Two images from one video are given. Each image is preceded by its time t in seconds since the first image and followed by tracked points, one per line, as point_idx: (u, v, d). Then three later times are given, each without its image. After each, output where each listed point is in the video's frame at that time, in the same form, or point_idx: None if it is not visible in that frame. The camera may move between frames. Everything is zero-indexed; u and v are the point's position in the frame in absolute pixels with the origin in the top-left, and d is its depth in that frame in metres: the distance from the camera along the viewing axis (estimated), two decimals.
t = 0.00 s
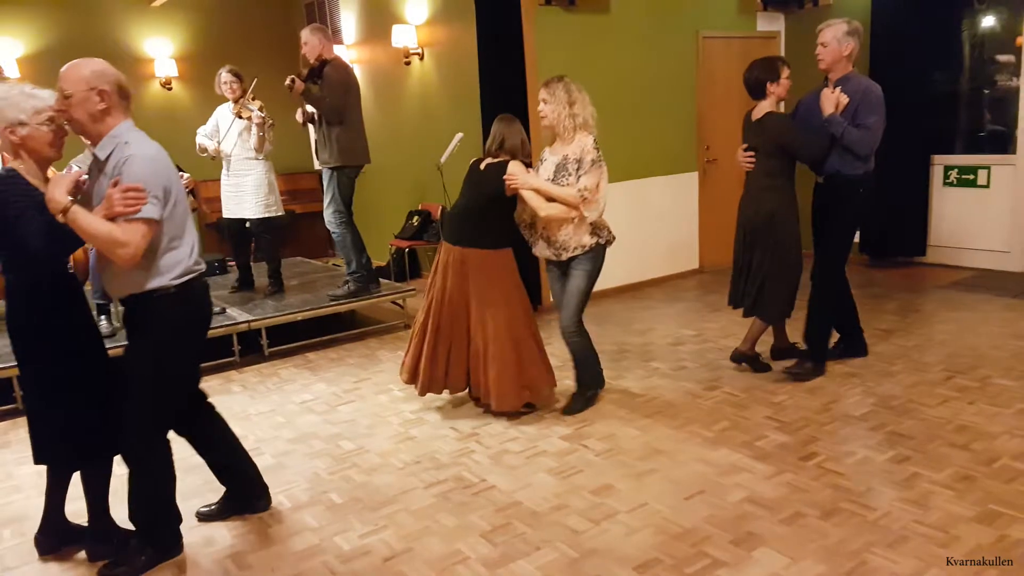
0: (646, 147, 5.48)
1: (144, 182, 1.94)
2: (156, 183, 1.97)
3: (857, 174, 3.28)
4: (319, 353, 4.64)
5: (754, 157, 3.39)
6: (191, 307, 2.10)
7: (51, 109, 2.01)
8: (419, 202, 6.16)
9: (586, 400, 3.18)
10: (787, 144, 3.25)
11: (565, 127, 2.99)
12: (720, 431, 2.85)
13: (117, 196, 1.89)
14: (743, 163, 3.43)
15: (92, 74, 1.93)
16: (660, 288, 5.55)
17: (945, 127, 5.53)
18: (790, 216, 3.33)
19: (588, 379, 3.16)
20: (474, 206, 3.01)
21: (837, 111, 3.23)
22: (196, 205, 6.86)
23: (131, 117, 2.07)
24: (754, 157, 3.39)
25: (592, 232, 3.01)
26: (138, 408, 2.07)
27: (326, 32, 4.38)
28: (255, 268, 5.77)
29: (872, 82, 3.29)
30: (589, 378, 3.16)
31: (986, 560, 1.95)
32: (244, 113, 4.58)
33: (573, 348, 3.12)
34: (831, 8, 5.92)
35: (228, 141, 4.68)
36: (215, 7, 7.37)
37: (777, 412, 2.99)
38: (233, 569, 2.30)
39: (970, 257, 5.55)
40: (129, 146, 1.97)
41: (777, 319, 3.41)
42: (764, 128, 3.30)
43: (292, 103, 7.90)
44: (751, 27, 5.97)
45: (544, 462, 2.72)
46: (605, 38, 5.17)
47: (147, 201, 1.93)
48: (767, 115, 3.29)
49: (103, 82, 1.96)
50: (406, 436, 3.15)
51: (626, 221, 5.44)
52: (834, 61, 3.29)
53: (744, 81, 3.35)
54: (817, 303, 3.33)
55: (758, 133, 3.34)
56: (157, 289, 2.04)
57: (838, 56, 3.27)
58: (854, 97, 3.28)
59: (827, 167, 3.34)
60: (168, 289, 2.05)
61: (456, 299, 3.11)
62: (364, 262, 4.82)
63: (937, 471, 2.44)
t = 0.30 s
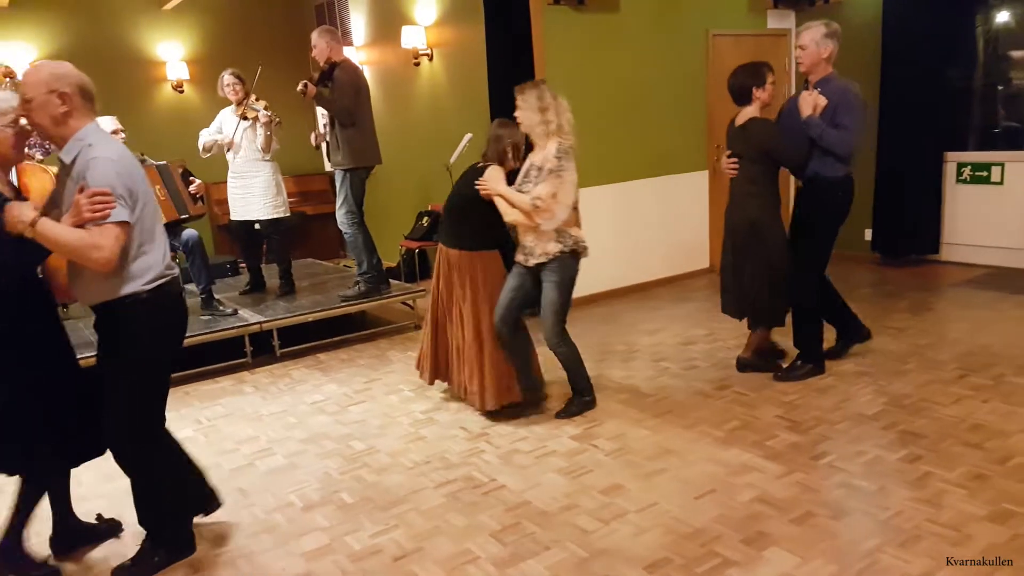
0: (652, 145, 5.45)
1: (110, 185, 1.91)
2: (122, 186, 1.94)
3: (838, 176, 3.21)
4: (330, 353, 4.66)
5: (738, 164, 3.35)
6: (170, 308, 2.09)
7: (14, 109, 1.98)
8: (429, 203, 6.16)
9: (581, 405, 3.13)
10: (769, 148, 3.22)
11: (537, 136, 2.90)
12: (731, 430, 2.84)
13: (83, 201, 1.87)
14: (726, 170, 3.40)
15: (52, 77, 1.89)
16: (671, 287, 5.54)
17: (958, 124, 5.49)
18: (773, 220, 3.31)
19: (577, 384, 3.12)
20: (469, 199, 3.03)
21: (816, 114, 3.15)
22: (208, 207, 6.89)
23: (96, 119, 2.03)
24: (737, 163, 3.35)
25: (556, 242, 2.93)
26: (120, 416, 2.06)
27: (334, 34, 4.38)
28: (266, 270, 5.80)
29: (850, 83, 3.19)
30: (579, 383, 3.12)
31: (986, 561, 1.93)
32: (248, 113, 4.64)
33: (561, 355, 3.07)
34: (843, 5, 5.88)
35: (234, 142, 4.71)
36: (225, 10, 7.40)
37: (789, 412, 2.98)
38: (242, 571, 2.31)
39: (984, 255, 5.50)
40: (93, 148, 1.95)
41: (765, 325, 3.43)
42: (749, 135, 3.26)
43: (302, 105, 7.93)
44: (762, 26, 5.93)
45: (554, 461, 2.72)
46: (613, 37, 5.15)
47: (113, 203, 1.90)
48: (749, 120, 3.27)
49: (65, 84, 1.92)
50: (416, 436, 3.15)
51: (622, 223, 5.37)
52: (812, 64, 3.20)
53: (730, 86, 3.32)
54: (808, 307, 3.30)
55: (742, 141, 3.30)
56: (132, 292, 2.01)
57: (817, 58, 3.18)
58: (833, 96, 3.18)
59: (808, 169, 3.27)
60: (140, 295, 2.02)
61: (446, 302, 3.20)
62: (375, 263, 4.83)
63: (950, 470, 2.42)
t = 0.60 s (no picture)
0: (648, 144, 5.40)
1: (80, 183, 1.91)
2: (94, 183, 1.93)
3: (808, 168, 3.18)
4: (332, 354, 4.65)
5: (712, 156, 3.40)
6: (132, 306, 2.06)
7: None
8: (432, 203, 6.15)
9: (581, 402, 3.09)
10: (740, 141, 3.25)
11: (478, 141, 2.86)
12: (735, 430, 2.82)
13: (58, 203, 1.86)
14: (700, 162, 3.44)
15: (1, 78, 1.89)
16: (674, 285, 5.52)
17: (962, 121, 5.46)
18: (749, 214, 3.33)
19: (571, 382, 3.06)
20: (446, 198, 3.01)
21: (782, 105, 3.17)
22: (210, 208, 6.89)
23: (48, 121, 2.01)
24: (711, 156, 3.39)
25: (490, 248, 2.88)
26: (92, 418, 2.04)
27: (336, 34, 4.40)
28: (268, 270, 5.80)
29: (820, 76, 3.18)
30: (570, 380, 3.05)
31: (986, 560, 1.92)
32: (246, 116, 4.67)
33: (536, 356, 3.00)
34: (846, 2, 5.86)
35: (231, 142, 4.70)
36: (227, 11, 7.40)
37: (793, 411, 2.96)
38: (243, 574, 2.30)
39: (989, 251, 5.46)
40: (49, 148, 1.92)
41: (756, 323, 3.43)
42: (719, 126, 3.32)
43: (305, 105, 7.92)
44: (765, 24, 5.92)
45: (556, 462, 2.70)
46: (611, 34, 5.12)
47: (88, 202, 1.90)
48: (722, 111, 3.31)
49: (15, 86, 1.91)
50: (418, 436, 3.14)
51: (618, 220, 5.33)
52: (782, 58, 3.19)
53: (703, 81, 3.38)
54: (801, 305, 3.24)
55: (713, 132, 3.35)
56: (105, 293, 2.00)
57: (786, 51, 3.16)
58: (800, 88, 3.18)
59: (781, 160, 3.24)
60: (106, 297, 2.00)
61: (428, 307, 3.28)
62: (377, 262, 4.81)
63: (955, 469, 2.41)
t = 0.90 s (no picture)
0: (650, 148, 5.34)
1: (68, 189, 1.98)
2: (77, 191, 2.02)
3: (779, 181, 3.18)
4: (338, 360, 4.62)
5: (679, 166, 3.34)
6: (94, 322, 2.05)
7: None
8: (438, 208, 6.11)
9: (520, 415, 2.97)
10: (711, 152, 3.18)
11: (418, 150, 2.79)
12: (743, 440, 2.76)
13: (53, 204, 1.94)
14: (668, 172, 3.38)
15: None
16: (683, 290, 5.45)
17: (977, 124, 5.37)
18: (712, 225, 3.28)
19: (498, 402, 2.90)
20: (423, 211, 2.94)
21: (756, 119, 3.14)
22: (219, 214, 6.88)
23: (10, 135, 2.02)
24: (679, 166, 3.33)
25: (415, 260, 2.78)
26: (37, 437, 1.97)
27: (342, 44, 4.40)
28: (275, 276, 5.77)
29: (794, 91, 3.17)
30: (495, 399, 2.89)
31: (987, 559, 1.94)
32: (253, 126, 4.64)
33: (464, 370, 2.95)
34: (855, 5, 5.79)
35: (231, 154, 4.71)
36: (236, 18, 7.40)
37: (803, 421, 2.90)
38: None
39: (1006, 256, 5.36)
40: (30, 158, 1.97)
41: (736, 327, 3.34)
42: (687, 137, 3.25)
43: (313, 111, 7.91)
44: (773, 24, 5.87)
45: (560, 471, 2.65)
46: (616, 39, 5.08)
47: (77, 207, 1.99)
48: (693, 122, 3.23)
49: None
50: (420, 444, 3.09)
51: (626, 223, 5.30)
52: (756, 70, 3.20)
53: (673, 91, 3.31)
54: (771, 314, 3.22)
55: (682, 142, 3.28)
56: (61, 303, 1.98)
57: (760, 64, 3.18)
58: (774, 102, 3.17)
59: (749, 173, 3.25)
60: (69, 306, 1.99)
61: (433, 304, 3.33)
62: (382, 269, 4.75)
63: (972, 482, 2.34)
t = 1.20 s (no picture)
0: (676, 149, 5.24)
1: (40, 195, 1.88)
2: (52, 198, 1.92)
3: (785, 182, 3.10)
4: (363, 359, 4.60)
5: (684, 166, 3.26)
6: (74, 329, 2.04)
7: None
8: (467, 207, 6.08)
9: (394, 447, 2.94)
10: (713, 150, 3.13)
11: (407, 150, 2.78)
12: (773, 451, 2.68)
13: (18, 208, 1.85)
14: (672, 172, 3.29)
15: None
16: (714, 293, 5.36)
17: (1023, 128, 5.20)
18: (717, 228, 3.26)
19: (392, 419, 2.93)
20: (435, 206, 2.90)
21: (762, 119, 3.05)
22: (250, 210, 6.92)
23: None
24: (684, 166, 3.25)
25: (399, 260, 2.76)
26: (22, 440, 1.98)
27: (373, 40, 4.35)
28: (303, 273, 5.78)
29: (800, 88, 3.09)
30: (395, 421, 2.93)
31: (983, 559, 1.96)
32: (282, 122, 4.65)
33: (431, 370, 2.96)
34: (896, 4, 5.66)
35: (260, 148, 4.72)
36: (270, 16, 7.44)
37: (835, 432, 2.81)
38: None
39: None
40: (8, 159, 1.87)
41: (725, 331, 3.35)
42: (690, 136, 3.20)
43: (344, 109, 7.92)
44: (812, 22, 5.77)
45: (581, 478, 2.60)
46: (647, 37, 5.01)
47: (48, 215, 1.89)
48: (694, 121, 3.20)
49: None
50: (440, 446, 3.06)
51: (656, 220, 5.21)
52: (759, 68, 3.13)
53: (674, 89, 3.24)
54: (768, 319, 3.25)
55: (684, 142, 3.24)
56: (30, 312, 1.94)
57: (765, 60, 3.10)
58: (780, 101, 3.09)
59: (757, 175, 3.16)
60: (44, 312, 1.96)
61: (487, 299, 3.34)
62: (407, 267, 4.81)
63: (1013, 501, 2.24)
